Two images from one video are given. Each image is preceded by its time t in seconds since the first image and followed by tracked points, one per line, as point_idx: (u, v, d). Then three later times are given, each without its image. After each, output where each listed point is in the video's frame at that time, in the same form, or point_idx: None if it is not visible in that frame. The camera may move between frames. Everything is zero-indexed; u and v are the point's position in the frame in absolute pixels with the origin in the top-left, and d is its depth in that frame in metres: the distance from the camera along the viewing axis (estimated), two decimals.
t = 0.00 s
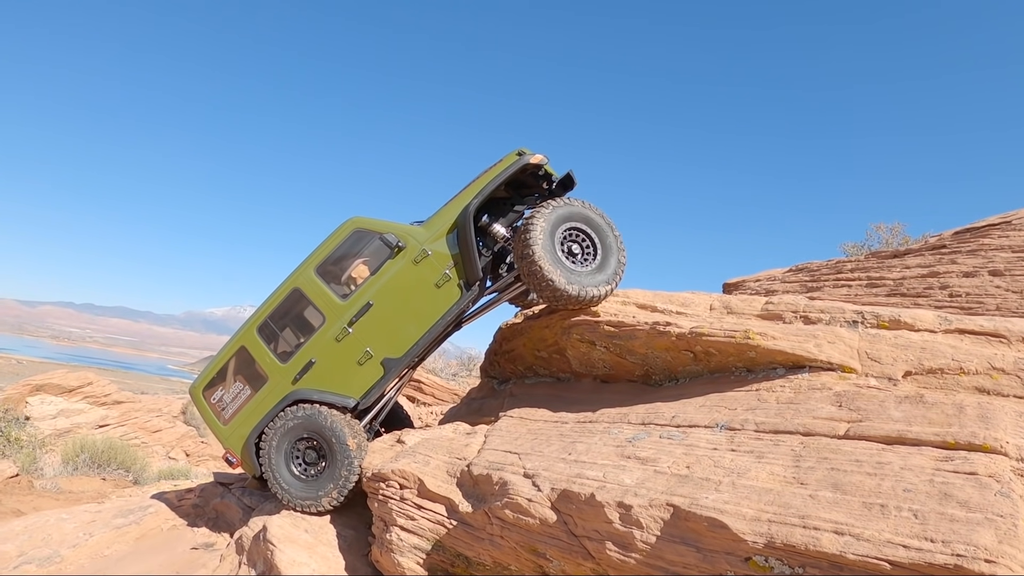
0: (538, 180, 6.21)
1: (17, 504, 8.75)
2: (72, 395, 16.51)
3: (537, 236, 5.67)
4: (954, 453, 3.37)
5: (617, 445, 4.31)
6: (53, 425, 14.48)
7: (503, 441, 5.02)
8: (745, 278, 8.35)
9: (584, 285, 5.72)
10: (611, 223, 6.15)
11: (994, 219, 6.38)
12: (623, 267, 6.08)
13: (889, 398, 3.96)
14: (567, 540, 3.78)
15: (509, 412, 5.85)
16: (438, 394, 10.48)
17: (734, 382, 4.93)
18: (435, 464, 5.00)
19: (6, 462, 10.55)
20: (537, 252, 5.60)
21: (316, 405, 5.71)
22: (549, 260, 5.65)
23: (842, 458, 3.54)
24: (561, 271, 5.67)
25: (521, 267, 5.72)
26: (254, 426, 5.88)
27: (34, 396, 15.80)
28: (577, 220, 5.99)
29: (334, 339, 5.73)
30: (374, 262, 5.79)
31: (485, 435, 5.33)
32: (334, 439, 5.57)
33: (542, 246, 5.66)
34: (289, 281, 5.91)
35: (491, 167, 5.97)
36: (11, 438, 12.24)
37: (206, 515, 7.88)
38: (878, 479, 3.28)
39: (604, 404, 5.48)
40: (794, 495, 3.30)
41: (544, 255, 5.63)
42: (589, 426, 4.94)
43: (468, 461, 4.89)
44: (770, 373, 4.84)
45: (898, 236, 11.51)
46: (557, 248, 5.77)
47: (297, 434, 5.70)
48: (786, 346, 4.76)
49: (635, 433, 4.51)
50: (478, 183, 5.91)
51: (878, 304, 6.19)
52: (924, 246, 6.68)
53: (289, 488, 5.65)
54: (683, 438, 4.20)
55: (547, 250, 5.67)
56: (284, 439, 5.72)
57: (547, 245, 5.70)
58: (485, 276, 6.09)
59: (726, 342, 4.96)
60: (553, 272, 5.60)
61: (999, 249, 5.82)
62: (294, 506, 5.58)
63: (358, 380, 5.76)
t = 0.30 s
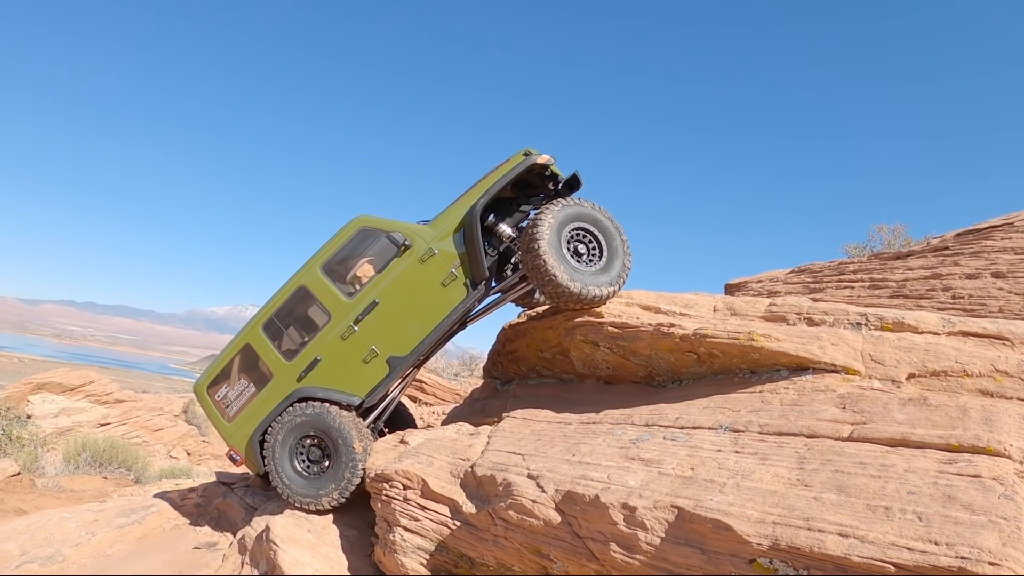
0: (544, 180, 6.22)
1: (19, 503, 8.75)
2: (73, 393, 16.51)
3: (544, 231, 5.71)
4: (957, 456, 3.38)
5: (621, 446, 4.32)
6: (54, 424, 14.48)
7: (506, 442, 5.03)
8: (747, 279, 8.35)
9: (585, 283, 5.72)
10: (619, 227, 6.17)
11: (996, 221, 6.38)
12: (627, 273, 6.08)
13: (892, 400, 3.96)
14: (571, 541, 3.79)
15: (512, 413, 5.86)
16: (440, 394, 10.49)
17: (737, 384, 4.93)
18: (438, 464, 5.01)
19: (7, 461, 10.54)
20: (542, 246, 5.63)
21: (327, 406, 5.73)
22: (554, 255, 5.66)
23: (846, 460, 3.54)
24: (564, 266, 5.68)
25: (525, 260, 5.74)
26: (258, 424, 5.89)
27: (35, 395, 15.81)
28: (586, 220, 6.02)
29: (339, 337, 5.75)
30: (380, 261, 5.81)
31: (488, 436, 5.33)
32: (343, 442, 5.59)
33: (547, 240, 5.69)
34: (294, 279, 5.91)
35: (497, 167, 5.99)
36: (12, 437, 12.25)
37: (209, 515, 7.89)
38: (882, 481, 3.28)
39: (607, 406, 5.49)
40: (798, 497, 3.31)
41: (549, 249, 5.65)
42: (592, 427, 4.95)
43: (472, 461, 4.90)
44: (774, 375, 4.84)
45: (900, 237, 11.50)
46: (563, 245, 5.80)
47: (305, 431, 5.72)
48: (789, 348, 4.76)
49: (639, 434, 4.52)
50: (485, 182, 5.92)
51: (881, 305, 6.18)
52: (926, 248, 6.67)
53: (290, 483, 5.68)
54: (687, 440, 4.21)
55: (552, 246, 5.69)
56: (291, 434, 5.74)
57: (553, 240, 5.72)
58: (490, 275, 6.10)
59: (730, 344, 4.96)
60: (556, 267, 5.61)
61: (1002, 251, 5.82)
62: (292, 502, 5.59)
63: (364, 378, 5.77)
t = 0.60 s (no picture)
0: (545, 179, 6.23)
1: (19, 499, 8.76)
2: (73, 390, 16.51)
3: (545, 224, 5.76)
4: (957, 455, 3.39)
5: (621, 444, 4.33)
6: (54, 421, 14.50)
7: (507, 440, 5.04)
8: (748, 279, 8.36)
9: (578, 279, 5.71)
10: (623, 233, 6.17)
11: (997, 222, 6.39)
12: (625, 279, 6.06)
13: (892, 400, 3.97)
14: (571, 539, 3.80)
15: (512, 411, 5.87)
16: (440, 393, 10.51)
17: (738, 383, 4.94)
18: (439, 463, 5.03)
19: (8, 457, 10.55)
20: (542, 238, 5.67)
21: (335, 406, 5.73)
22: (552, 248, 5.69)
23: (846, 459, 3.55)
24: (560, 260, 5.69)
25: (524, 250, 5.78)
26: (259, 421, 5.91)
27: (35, 392, 15.81)
28: (590, 220, 6.05)
29: (339, 335, 5.76)
30: (381, 260, 5.82)
31: (488, 435, 5.34)
32: (345, 446, 5.59)
33: (547, 233, 5.73)
34: (295, 277, 5.93)
35: (498, 166, 5.99)
36: (12, 434, 12.26)
37: (209, 512, 7.90)
38: (882, 480, 3.29)
39: (607, 404, 5.50)
40: (798, 496, 3.32)
41: (547, 242, 5.69)
42: (592, 425, 4.96)
43: (473, 459, 4.91)
44: (774, 375, 4.85)
45: (901, 238, 11.52)
46: (562, 240, 5.83)
47: (309, 428, 5.73)
48: (790, 347, 4.77)
49: (639, 433, 4.53)
50: (486, 181, 5.93)
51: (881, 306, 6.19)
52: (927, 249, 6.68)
53: (287, 477, 5.72)
54: (687, 439, 4.22)
55: (552, 239, 5.73)
56: (293, 429, 5.75)
57: (553, 235, 5.76)
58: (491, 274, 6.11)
59: (731, 343, 4.97)
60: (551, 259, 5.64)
61: (1003, 253, 5.84)
62: (287, 496, 5.64)
63: (364, 376, 5.78)
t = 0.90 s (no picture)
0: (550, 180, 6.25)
1: (18, 499, 8.77)
2: (72, 390, 16.50)
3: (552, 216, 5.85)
4: (954, 457, 3.39)
5: (618, 446, 4.34)
6: (53, 421, 14.51)
7: (504, 441, 5.04)
8: (746, 280, 8.37)
9: (572, 274, 5.71)
10: (628, 243, 6.18)
11: (996, 223, 6.40)
12: (624, 288, 6.02)
13: (890, 402, 3.98)
14: (569, 540, 3.80)
15: (510, 412, 5.87)
16: (439, 393, 10.51)
17: (736, 384, 4.95)
18: (437, 464, 5.03)
19: (7, 457, 10.55)
20: (546, 228, 5.75)
21: (345, 404, 5.72)
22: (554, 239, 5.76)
23: (843, 461, 3.56)
24: (559, 253, 5.71)
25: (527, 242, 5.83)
26: (259, 414, 5.90)
27: (34, 392, 15.81)
28: (598, 224, 6.10)
29: (342, 330, 5.76)
30: (386, 255, 5.84)
31: (486, 436, 5.34)
32: (347, 449, 5.58)
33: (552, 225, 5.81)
34: (299, 271, 5.94)
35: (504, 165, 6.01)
36: (11, 434, 12.26)
37: (207, 512, 7.90)
38: (879, 482, 3.30)
39: (605, 406, 5.50)
40: (795, 498, 3.33)
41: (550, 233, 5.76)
42: (590, 426, 4.97)
43: (470, 460, 4.91)
44: (772, 376, 4.86)
45: (900, 239, 11.53)
46: (566, 235, 5.88)
47: (314, 422, 5.70)
48: (787, 349, 4.78)
49: (637, 435, 4.53)
50: (491, 180, 5.94)
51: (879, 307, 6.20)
52: (926, 250, 6.69)
53: (283, 466, 5.73)
54: (685, 440, 4.22)
55: (555, 232, 5.80)
56: (297, 419, 5.72)
57: (557, 228, 5.83)
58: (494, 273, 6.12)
59: (729, 344, 4.97)
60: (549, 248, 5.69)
61: (1001, 254, 5.85)
62: (278, 482, 5.66)
63: (366, 371, 5.79)
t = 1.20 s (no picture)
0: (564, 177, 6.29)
1: (19, 497, 8.78)
2: (73, 389, 16.51)
3: (572, 208, 5.98)
4: (956, 455, 3.39)
5: (620, 443, 4.34)
6: (54, 419, 14.54)
7: (506, 439, 5.05)
8: (748, 279, 8.38)
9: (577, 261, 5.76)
10: (641, 252, 6.22)
11: (998, 222, 6.39)
12: (626, 292, 6.03)
13: (891, 400, 3.98)
14: (570, 538, 3.81)
15: (512, 410, 5.87)
16: (440, 392, 10.51)
17: (737, 382, 4.95)
18: (439, 461, 5.03)
19: (8, 456, 10.55)
20: (563, 215, 5.87)
21: (362, 401, 5.73)
22: (568, 228, 5.86)
23: (844, 459, 3.56)
24: (569, 240, 5.79)
25: (540, 236, 5.89)
26: (267, 401, 5.89)
27: (36, 390, 15.83)
28: (615, 227, 6.20)
29: (354, 318, 5.79)
30: (399, 246, 5.90)
31: (488, 433, 5.35)
32: (353, 447, 5.62)
33: (569, 215, 5.92)
34: (311, 258, 5.95)
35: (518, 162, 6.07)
36: (13, 432, 12.27)
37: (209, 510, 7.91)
38: (880, 480, 3.30)
39: (607, 404, 5.51)
40: (796, 495, 3.33)
41: (565, 221, 5.87)
42: (592, 424, 4.97)
43: (472, 458, 4.92)
44: (774, 374, 4.86)
45: (901, 238, 11.52)
46: (581, 227, 5.98)
47: (327, 412, 5.70)
48: (789, 347, 4.77)
49: (638, 432, 4.54)
50: (506, 175, 5.99)
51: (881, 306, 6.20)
52: (928, 249, 6.68)
53: (286, 445, 5.75)
54: (686, 438, 4.23)
55: (571, 221, 5.91)
56: (311, 404, 5.70)
57: (573, 219, 5.94)
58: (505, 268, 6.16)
59: (730, 343, 4.97)
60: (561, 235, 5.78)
61: (1003, 253, 5.84)
62: (278, 458, 5.70)
63: (376, 360, 5.82)
